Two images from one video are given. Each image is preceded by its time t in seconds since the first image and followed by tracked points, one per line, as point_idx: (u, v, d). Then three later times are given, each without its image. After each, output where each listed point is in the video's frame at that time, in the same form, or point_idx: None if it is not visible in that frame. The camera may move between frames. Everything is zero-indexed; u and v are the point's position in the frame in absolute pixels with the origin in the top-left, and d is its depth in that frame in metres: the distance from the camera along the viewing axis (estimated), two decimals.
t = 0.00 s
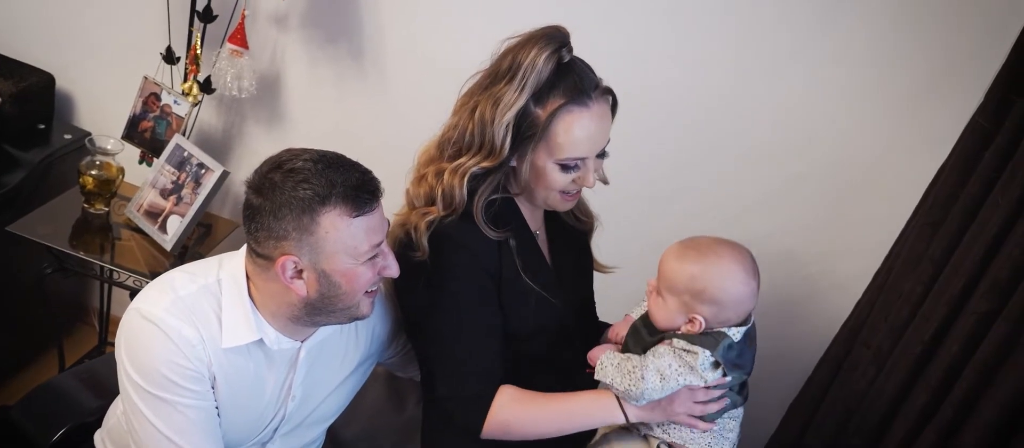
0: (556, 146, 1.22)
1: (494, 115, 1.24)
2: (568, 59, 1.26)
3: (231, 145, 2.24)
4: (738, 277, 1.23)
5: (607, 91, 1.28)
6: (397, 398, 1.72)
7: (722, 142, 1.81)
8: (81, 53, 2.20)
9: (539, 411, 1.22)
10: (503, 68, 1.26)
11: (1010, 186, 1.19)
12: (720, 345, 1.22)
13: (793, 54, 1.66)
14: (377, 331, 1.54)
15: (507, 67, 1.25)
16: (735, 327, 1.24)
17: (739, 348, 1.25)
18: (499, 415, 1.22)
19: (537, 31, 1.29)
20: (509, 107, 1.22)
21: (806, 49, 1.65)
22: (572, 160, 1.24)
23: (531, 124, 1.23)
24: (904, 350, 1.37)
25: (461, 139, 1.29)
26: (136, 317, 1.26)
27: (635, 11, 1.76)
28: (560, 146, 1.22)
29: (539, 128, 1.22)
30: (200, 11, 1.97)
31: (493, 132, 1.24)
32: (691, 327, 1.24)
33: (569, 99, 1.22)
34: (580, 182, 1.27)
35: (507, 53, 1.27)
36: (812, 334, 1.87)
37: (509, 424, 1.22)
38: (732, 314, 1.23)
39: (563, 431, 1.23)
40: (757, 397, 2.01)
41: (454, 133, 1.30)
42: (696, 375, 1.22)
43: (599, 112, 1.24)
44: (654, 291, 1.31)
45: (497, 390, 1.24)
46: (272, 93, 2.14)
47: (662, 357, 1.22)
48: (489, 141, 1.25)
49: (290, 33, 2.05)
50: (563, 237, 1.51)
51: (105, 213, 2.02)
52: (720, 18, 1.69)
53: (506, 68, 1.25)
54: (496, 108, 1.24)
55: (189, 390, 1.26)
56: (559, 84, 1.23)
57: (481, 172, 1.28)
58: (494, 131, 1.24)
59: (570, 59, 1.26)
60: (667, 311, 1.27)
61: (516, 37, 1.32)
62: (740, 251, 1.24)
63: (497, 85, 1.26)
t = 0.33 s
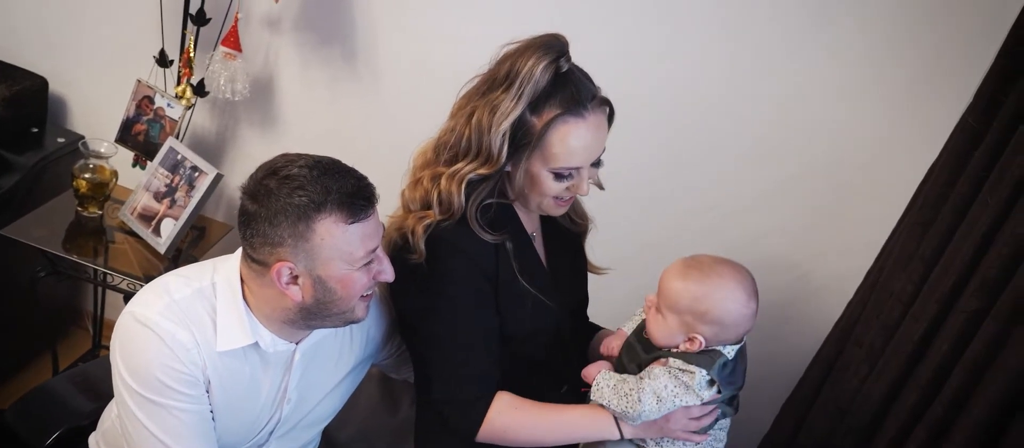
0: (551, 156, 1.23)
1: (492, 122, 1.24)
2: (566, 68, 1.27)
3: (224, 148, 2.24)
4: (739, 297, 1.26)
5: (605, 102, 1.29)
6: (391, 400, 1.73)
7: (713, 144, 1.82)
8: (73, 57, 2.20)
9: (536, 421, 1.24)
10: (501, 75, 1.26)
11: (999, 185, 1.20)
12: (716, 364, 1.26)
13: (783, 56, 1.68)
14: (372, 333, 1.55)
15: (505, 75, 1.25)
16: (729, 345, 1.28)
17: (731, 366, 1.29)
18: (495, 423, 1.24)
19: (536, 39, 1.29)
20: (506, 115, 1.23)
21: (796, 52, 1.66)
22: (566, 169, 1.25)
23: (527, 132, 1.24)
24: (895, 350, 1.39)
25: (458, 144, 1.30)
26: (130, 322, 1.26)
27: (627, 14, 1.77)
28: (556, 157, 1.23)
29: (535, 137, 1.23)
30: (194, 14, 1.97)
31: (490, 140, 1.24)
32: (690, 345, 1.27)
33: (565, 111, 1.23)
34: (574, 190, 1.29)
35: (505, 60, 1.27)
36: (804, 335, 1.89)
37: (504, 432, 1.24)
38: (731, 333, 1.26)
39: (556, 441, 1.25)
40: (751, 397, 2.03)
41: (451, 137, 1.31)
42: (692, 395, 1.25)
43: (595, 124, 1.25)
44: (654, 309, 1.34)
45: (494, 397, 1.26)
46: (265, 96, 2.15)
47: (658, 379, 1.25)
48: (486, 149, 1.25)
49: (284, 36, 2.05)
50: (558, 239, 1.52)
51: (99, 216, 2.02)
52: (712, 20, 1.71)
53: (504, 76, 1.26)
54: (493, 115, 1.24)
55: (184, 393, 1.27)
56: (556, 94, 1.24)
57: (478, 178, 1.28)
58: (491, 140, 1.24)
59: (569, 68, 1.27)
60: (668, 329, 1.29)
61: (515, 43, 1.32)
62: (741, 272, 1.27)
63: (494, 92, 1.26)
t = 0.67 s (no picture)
0: (542, 164, 1.24)
1: (486, 130, 1.25)
2: (560, 75, 1.27)
3: (217, 150, 2.24)
4: (739, 305, 1.27)
5: (598, 110, 1.29)
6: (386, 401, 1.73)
7: (706, 145, 1.84)
8: (66, 59, 2.20)
9: (528, 425, 1.25)
10: (495, 81, 1.27)
11: (989, 183, 1.22)
12: (710, 376, 1.28)
13: (772, 57, 1.69)
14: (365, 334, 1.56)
15: (499, 82, 1.26)
16: (725, 356, 1.30)
17: (726, 377, 1.31)
18: (488, 423, 1.24)
19: (530, 46, 1.29)
20: (500, 123, 1.23)
21: (787, 53, 1.68)
22: (557, 176, 1.26)
23: (519, 140, 1.24)
24: (886, 350, 1.40)
25: (452, 148, 1.30)
26: (123, 332, 1.27)
27: (619, 15, 1.78)
28: (547, 164, 1.23)
29: (527, 144, 1.23)
30: (186, 17, 1.97)
31: (484, 147, 1.25)
32: (694, 356, 1.28)
33: (557, 118, 1.23)
34: (565, 195, 1.30)
35: (500, 66, 1.28)
36: (798, 334, 1.91)
37: (495, 432, 1.25)
38: (732, 340, 1.28)
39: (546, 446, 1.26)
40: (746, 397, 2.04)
41: (445, 142, 1.31)
42: (686, 406, 1.29)
43: (587, 131, 1.25)
44: (649, 326, 1.33)
45: (487, 398, 1.26)
46: (258, 99, 2.15)
47: (654, 390, 1.27)
48: (481, 158, 1.26)
49: (276, 38, 2.06)
50: (552, 241, 1.53)
51: (92, 219, 2.01)
52: (702, 22, 1.72)
53: (499, 83, 1.26)
54: (487, 122, 1.25)
55: (176, 404, 1.27)
56: (549, 102, 1.24)
57: (472, 184, 1.29)
58: (485, 147, 1.25)
59: (563, 75, 1.27)
60: (669, 344, 1.29)
61: (510, 49, 1.33)
62: (737, 277, 1.28)
63: (488, 99, 1.27)
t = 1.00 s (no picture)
0: (531, 168, 1.25)
1: (475, 134, 1.25)
2: (550, 80, 1.28)
3: (211, 151, 2.24)
4: (743, 327, 1.29)
5: (588, 115, 1.30)
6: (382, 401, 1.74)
7: (699, 145, 1.85)
8: (58, 61, 2.19)
9: (521, 428, 1.26)
10: (485, 85, 1.28)
11: (980, 183, 1.23)
12: (705, 390, 1.30)
13: (763, 58, 1.71)
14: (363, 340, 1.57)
15: (489, 86, 1.27)
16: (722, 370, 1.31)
17: (720, 389, 1.33)
18: (481, 423, 1.26)
19: (521, 50, 1.30)
20: (489, 128, 1.24)
21: (778, 54, 1.69)
22: (546, 180, 1.27)
23: (508, 144, 1.25)
24: (879, 349, 1.42)
25: (443, 152, 1.31)
26: (122, 343, 1.26)
27: (610, 16, 1.79)
28: (536, 169, 1.24)
29: (516, 149, 1.24)
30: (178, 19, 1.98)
31: (474, 150, 1.26)
32: (697, 373, 1.30)
33: (546, 124, 1.23)
34: (555, 199, 1.31)
35: (489, 71, 1.29)
36: (792, 332, 1.92)
37: (489, 433, 1.26)
38: (732, 358, 1.29)
39: None
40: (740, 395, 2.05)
41: (435, 145, 1.32)
42: (680, 419, 1.30)
43: (577, 137, 1.26)
44: (650, 345, 1.33)
45: (481, 400, 1.28)
46: (251, 100, 2.15)
47: (651, 402, 1.28)
48: (470, 160, 1.27)
49: (269, 40, 2.06)
50: (546, 242, 1.53)
51: (85, 221, 2.01)
52: (693, 23, 1.73)
53: (488, 88, 1.27)
54: (477, 127, 1.25)
55: (173, 417, 1.28)
56: (538, 107, 1.24)
57: (463, 187, 1.29)
58: (474, 150, 1.26)
59: (553, 80, 1.28)
60: (673, 365, 1.30)
61: (501, 53, 1.34)
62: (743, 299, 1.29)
63: (478, 103, 1.28)
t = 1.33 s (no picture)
0: (515, 172, 1.25)
1: (461, 139, 1.26)
2: (535, 84, 1.27)
3: (207, 154, 2.24)
4: (743, 331, 1.30)
5: (575, 117, 1.29)
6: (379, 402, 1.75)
7: (693, 146, 1.86)
8: (53, 64, 2.19)
9: (522, 431, 1.27)
10: (469, 91, 1.28)
11: (972, 183, 1.25)
12: (707, 396, 1.31)
13: (757, 59, 1.72)
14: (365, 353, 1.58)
15: (473, 92, 1.28)
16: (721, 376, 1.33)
17: (719, 394, 1.34)
18: (483, 426, 1.27)
19: (505, 55, 1.30)
20: (473, 133, 1.24)
21: (772, 55, 1.71)
22: (531, 183, 1.27)
23: (492, 149, 1.26)
24: (873, 347, 1.43)
25: (431, 157, 1.32)
26: (128, 359, 1.26)
27: (605, 18, 1.80)
28: (520, 172, 1.25)
29: (500, 153, 1.25)
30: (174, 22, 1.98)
31: (460, 155, 1.27)
32: (702, 378, 1.31)
33: (529, 128, 1.24)
34: (543, 201, 1.32)
35: (473, 76, 1.30)
36: (786, 331, 1.94)
37: (489, 435, 1.27)
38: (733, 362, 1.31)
39: None
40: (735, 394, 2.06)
41: (423, 150, 1.33)
42: (682, 425, 1.31)
43: (562, 140, 1.26)
44: (654, 352, 1.33)
45: (483, 403, 1.29)
46: (247, 103, 2.16)
47: (652, 410, 1.29)
48: (457, 164, 1.28)
49: (265, 43, 2.07)
50: (541, 243, 1.54)
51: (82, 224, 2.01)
52: (688, 25, 1.75)
53: (472, 93, 1.28)
54: (462, 132, 1.26)
55: (176, 435, 1.28)
56: (522, 111, 1.24)
57: (453, 191, 1.30)
58: (460, 155, 1.26)
59: (537, 84, 1.28)
60: (678, 372, 1.30)
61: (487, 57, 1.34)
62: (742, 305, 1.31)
63: (463, 108, 1.29)
